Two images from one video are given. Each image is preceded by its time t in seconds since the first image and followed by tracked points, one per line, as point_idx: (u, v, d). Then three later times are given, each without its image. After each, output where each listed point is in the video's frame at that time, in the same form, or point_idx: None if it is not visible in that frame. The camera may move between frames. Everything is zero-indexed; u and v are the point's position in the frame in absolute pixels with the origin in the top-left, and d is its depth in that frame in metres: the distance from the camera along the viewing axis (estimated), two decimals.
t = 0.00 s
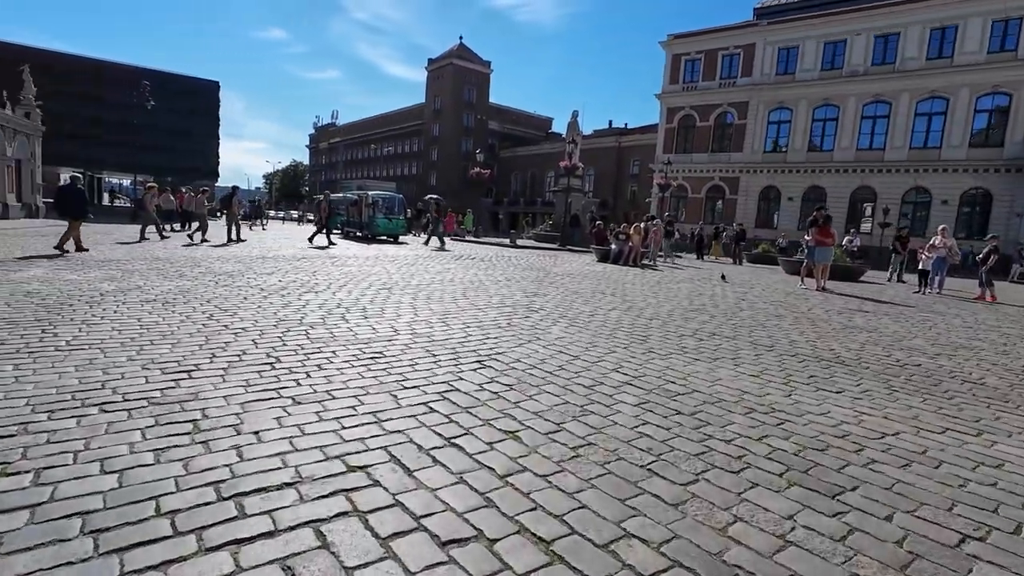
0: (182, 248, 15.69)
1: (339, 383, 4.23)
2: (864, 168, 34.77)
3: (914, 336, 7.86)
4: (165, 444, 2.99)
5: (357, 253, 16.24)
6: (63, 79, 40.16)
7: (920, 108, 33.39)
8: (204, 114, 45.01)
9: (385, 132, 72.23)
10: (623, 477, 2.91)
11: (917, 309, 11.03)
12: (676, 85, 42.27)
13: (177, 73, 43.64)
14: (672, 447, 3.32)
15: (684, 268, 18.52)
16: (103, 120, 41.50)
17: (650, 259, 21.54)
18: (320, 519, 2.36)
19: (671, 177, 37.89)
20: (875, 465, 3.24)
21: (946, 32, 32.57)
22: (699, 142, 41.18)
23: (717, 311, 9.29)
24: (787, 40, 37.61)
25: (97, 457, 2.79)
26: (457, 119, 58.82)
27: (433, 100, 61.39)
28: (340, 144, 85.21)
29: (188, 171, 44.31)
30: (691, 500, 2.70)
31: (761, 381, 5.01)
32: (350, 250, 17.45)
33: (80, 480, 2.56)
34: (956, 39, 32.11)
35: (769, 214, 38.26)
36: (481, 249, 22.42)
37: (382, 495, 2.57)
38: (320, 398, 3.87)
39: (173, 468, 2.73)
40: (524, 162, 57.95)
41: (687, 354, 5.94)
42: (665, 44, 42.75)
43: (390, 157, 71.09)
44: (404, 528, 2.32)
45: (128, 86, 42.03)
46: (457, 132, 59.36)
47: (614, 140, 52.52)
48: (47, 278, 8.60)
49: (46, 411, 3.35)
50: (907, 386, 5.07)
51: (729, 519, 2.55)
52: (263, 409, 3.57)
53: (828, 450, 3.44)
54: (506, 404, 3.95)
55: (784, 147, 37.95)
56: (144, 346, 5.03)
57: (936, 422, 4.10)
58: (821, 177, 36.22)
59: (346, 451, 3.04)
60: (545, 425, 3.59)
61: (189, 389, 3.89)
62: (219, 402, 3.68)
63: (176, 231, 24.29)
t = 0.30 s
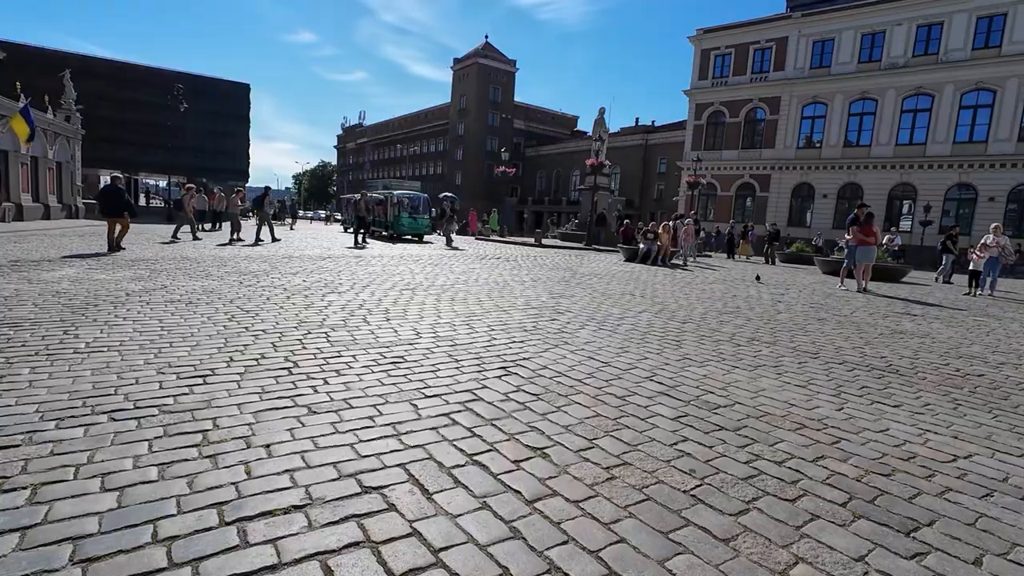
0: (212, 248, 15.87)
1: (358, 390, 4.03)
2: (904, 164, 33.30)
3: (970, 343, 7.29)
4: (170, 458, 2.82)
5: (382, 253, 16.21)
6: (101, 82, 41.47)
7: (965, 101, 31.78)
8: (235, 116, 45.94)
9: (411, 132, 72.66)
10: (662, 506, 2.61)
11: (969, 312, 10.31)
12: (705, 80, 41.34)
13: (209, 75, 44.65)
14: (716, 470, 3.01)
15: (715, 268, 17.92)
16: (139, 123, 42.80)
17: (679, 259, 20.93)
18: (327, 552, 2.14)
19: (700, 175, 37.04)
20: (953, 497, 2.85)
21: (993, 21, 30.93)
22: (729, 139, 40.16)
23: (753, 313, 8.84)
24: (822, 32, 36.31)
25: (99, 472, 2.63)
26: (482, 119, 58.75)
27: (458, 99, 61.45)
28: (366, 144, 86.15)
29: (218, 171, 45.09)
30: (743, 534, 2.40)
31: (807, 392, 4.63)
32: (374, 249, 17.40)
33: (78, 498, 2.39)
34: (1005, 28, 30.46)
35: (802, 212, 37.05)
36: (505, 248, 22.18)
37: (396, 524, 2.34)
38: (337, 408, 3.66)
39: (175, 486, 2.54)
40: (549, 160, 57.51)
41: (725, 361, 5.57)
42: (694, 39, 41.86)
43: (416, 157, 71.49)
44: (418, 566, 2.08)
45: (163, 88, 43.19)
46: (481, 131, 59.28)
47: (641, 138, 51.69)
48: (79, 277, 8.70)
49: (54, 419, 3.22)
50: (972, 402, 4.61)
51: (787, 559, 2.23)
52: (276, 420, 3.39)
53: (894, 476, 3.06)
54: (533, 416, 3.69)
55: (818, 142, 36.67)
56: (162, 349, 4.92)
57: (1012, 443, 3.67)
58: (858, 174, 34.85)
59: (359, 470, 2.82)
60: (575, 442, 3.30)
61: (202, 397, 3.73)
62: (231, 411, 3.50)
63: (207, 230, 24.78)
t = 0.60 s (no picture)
0: (239, 248, 16.00)
1: (378, 401, 3.82)
2: (944, 161, 31.89)
3: None
4: (178, 477, 2.63)
5: (405, 253, 16.12)
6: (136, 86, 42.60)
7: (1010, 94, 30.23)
8: (264, 118, 46.76)
9: (435, 133, 72.95)
10: (712, 545, 2.31)
11: None
12: (734, 77, 40.39)
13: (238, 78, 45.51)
14: (771, 500, 2.69)
15: (746, 269, 17.33)
16: (171, 127, 43.93)
17: (707, 259, 20.36)
18: None
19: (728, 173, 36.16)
20: None
21: None
22: (758, 136, 39.14)
23: (792, 317, 8.39)
24: (856, 25, 35.03)
25: (100, 492, 2.45)
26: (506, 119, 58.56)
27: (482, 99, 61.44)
28: (391, 146, 86.88)
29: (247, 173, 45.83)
30: None
31: (861, 407, 4.24)
32: (397, 250, 17.31)
33: (74, 524, 2.21)
34: None
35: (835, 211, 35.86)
36: (528, 248, 21.87)
37: (414, 561, 2.10)
38: (355, 420, 3.46)
39: (178, 511, 2.35)
40: (573, 160, 56.99)
41: (767, 370, 5.20)
42: (722, 35, 40.94)
43: (440, 157, 71.78)
44: None
45: (194, 92, 44.17)
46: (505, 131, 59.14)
47: (666, 136, 50.82)
48: (106, 279, 8.75)
49: (61, 431, 3.08)
50: None
51: None
52: (291, 434, 3.19)
53: (978, 511, 2.69)
54: (562, 433, 3.42)
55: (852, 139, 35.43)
56: (180, 354, 4.80)
57: None
58: (894, 171, 33.53)
59: (377, 494, 2.60)
60: (611, 464, 3.02)
61: (216, 407, 3.57)
62: (244, 423, 3.33)
63: (235, 231, 25.13)
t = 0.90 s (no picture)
0: (267, 249, 16.10)
1: (402, 416, 3.57)
2: (992, 160, 30.28)
3: None
4: (185, 502, 2.41)
5: (432, 255, 15.95)
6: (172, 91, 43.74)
7: None
8: (294, 121, 47.54)
9: (461, 134, 73.14)
10: None
11: None
12: (766, 74, 39.27)
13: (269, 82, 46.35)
14: (848, 546, 2.32)
15: (783, 273, 16.66)
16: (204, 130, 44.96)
17: (740, 262, 19.69)
18: None
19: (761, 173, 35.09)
20: None
21: None
22: (792, 135, 37.94)
23: (840, 325, 7.85)
24: (897, 18, 33.58)
25: (99, 518, 2.25)
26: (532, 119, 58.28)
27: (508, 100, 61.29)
28: (418, 147, 87.53)
29: (277, 175, 46.67)
30: None
31: (936, 430, 3.78)
32: (423, 251, 17.19)
33: (65, 557, 2.01)
34: None
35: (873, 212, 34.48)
36: (555, 250, 21.52)
37: None
38: (376, 438, 3.20)
39: (181, 544, 2.12)
40: (600, 160, 56.32)
41: (822, 385, 4.76)
42: (754, 32, 39.85)
43: (466, 159, 71.95)
44: None
45: (227, 96, 45.14)
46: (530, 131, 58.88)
47: (696, 136, 49.78)
48: (134, 279, 8.77)
49: (68, 445, 2.90)
50: None
51: None
52: (306, 452, 2.96)
53: None
54: (602, 456, 3.10)
55: (892, 138, 33.99)
56: (199, 360, 4.63)
57: None
58: (938, 170, 32.01)
59: (400, 526, 2.33)
60: (660, 495, 2.69)
61: (231, 419, 3.36)
62: (259, 439, 3.10)
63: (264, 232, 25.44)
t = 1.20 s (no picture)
0: (298, 250, 16.17)
1: (424, 434, 3.30)
2: None
3: None
4: (182, 535, 2.18)
5: (461, 257, 15.80)
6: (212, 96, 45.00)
7: None
8: (327, 124, 48.38)
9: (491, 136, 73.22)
10: None
11: None
12: (806, 71, 37.90)
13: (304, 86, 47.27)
14: None
15: (826, 277, 15.85)
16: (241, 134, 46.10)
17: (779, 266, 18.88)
18: None
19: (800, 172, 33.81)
20: None
21: None
22: (833, 134, 36.48)
23: (897, 335, 7.25)
24: (948, 10, 31.88)
25: (88, 551, 2.05)
26: (562, 120, 57.82)
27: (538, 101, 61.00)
28: (448, 150, 88.08)
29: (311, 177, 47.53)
30: None
31: None
32: (452, 253, 17.03)
33: None
34: None
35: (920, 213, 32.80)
36: (586, 252, 21.10)
37: None
38: (395, 459, 2.94)
39: None
40: (631, 161, 55.43)
41: (887, 406, 4.29)
42: (793, 28, 38.54)
43: (496, 160, 71.97)
44: None
45: (263, 100, 46.19)
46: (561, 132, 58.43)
47: (731, 136, 48.47)
48: (165, 281, 8.82)
49: (69, 462, 2.72)
50: None
51: None
52: (318, 476, 2.71)
53: None
54: (645, 487, 2.76)
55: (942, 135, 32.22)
56: (218, 366, 4.46)
57: None
58: (992, 169, 30.18)
59: (421, 571, 2.06)
60: (716, 539, 2.35)
61: (242, 435, 3.14)
62: (270, 458, 2.88)
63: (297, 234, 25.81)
